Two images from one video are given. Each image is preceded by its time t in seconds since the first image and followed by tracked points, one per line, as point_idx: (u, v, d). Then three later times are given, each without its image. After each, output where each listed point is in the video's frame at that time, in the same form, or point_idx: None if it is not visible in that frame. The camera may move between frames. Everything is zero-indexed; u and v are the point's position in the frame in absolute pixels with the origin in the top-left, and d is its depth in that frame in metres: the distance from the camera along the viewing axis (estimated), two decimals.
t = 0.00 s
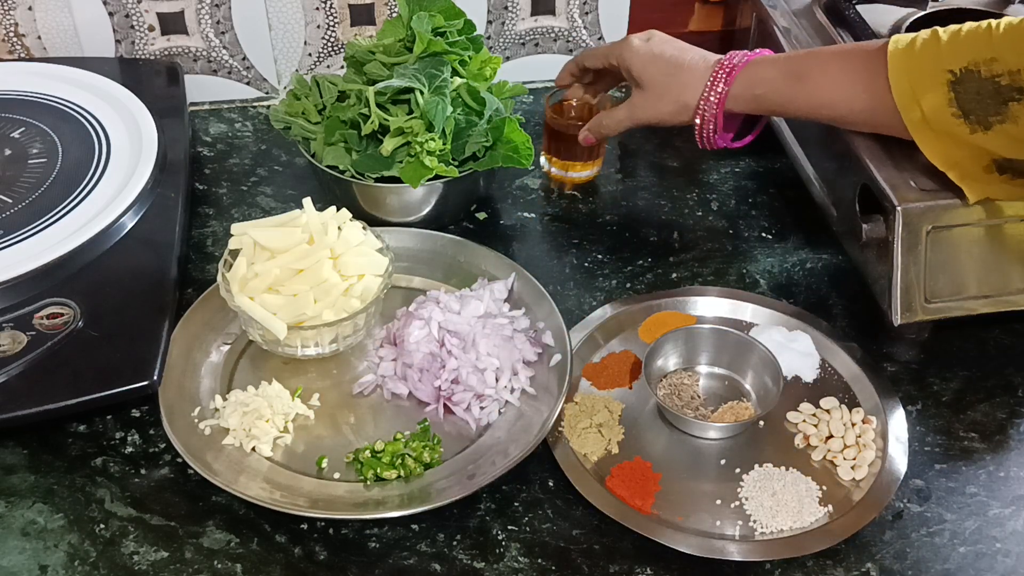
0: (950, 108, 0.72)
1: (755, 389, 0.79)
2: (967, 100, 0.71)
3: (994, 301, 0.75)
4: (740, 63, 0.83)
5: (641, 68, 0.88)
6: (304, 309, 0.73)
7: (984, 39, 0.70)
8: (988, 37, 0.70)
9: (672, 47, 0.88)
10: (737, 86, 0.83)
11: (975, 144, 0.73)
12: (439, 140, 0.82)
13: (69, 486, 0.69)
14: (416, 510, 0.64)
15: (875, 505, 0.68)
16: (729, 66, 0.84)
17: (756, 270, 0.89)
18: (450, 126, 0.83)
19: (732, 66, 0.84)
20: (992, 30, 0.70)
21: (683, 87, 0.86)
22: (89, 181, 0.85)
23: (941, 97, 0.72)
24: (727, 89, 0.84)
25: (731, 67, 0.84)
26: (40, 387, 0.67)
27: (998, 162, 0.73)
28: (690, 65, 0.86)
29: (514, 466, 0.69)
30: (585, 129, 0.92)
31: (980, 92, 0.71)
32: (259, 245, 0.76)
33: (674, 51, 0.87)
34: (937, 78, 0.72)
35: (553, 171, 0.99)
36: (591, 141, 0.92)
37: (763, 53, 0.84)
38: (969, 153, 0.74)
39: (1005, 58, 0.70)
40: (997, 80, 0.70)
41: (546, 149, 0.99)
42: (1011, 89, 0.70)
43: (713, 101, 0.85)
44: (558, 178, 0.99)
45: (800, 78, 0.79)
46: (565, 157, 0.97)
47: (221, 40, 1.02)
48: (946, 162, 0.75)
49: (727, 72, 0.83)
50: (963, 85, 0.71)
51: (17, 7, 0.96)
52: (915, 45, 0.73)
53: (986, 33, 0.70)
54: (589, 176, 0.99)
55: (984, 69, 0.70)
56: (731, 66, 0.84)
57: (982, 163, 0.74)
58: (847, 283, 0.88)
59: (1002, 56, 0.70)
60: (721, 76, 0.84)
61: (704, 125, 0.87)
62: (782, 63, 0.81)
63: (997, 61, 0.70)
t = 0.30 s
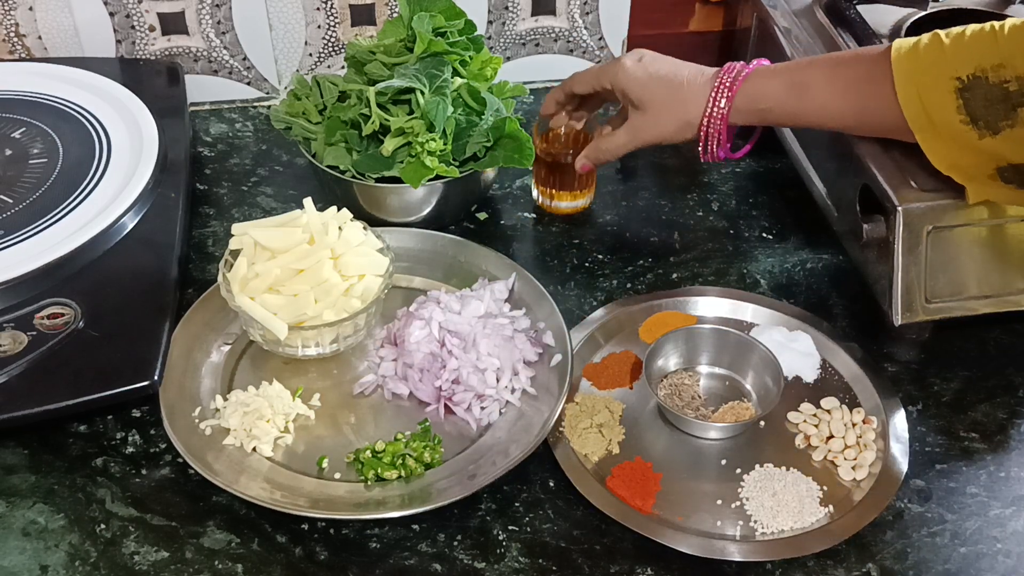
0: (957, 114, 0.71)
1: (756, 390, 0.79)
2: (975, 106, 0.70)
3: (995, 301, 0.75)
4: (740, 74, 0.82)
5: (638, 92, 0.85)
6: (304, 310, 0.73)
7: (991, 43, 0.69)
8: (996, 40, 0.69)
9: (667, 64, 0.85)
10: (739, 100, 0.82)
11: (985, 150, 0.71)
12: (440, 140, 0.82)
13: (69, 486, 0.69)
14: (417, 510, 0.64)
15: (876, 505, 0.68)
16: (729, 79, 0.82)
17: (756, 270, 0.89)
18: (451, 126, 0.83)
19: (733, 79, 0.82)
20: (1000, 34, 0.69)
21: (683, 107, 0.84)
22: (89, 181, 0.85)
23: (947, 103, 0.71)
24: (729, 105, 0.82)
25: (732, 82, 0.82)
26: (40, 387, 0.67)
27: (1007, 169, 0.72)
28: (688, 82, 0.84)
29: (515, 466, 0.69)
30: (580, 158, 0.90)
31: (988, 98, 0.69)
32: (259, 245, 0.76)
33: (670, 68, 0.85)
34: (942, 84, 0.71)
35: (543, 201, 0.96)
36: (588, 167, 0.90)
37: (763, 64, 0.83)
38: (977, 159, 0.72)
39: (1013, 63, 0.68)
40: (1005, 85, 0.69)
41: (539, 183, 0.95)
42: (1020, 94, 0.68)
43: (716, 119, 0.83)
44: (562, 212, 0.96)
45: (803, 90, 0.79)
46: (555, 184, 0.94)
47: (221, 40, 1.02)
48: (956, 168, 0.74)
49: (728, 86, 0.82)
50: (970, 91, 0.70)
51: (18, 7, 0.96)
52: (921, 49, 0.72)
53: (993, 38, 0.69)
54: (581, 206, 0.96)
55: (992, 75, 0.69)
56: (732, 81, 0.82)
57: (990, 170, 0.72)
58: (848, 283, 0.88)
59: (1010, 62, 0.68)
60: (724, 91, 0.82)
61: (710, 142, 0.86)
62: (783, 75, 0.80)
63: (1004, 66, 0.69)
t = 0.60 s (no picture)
0: (956, 120, 0.71)
1: (755, 390, 0.79)
2: (974, 113, 0.70)
3: (993, 300, 0.75)
4: (737, 86, 0.82)
5: (636, 110, 0.85)
6: (304, 309, 0.73)
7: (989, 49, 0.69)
8: (992, 45, 0.69)
9: (662, 80, 0.86)
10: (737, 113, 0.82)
11: (985, 153, 0.72)
12: (439, 140, 0.82)
13: (69, 485, 0.69)
14: (416, 510, 0.64)
15: (874, 505, 0.68)
16: (727, 92, 0.82)
17: (755, 270, 0.89)
18: (450, 126, 0.83)
19: (730, 92, 0.82)
20: (996, 39, 0.69)
21: (682, 122, 0.84)
22: (88, 181, 0.85)
23: (945, 109, 0.71)
24: (727, 118, 0.83)
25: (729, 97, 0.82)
26: (39, 386, 0.67)
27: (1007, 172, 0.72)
28: (685, 98, 0.84)
29: (514, 466, 0.69)
30: (580, 176, 0.88)
31: (987, 104, 0.70)
32: (258, 245, 0.76)
33: (666, 84, 0.85)
34: (940, 90, 0.71)
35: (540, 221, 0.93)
36: (588, 187, 0.88)
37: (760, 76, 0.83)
38: (976, 162, 0.73)
39: (1011, 70, 0.68)
40: (1003, 91, 0.69)
41: (536, 205, 0.93)
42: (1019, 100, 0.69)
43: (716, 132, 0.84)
44: (563, 233, 0.93)
45: (802, 101, 0.79)
46: (551, 207, 0.92)
47: (221, 40, 1.02)
48: (958, 171, 0.74)
49: (726, 99, 0.82)
50: (968, 97, 0.70)
51: (17, 7, 0.97)
52: (917, 55, 0.72)
53: (990, 44, 0.69)
54: (581, 226, 0.93)
55: (990, 82, 0.69)
56: (730, 95, 0.82)
57: (990, 173, 0.73)
58: (847, 283, 0.88)
59: (1008, 68, 0.68)
60: (722, 105, 0.82)
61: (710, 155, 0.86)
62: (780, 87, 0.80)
63: (1002, 73, 0.69)
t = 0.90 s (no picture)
0: (973, 116, 0.69)
1: (754, 390, 0.79)
2: (991, 108, 0.68)
3: (991, 301, 0.75)
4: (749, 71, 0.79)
5: (644, 101, 0.84)
6: (302, 310, 0.73)
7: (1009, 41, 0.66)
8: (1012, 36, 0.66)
9: (669, 69, 0.84)
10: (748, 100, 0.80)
11: (997, 150, 0.70)
12: (438, 140, 0.82)
13: (67, 486, 0.69)
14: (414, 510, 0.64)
15: (872, 505, 0.68)
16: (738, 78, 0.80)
17: (754, 270, 0.90)
18: (449, 126, 0.83)
19: (741, 79, 0.80)
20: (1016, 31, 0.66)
21: (690, 113, 0.82)
22: (87, 181, 0.85)
23: (962, 103, 0.69)
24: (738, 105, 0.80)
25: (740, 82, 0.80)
26: (38, 387, 0.67)
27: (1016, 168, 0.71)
28: (695, 86, 0.82)
29: (512, 466, 0.69)
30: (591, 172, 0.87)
31: (1005, 100, 0.67)
32: (257, 246, 0.76)
33: (674, 74, 0.83)
34: (958, 84, 0.68)
35: (539, 221, 0.93)
36: (601, 184, 0.87)
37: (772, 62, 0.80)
38: (988, 157, 0.71)
39: None
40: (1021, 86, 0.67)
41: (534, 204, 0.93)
42: None
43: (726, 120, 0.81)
44: (562, 234, 0.93)
45: (816, 92, 0.76)
46: (549, 207, 0.92)
47: (220, 40, 1.02)
48: (967, 166, 0.72)
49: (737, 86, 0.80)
50: (986, 92, 0.68)
51: (16, 7, 0.97)
52: (935, 45, 0.69)
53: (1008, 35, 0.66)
54: (579, 226, 0.93)
55: (1009, 76, 0.67)
56: (741, 81, 0.79)
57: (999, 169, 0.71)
58: (846, 284, 0.88)
59: None
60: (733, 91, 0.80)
61: (718, 145, 0.84)
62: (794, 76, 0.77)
63: (1022, 66, 0.66)
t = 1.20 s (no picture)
0: None
1: (754, 390, 0.79)
2: None
3: (989, 301, 0.76)
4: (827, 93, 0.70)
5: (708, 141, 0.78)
6: (303, 310, 0.73)
7: None
8: None
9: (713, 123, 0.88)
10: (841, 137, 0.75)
11: None
12: (438, 140, 0.82)
13: (67, 486, 0.69)
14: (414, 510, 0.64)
15: (871, 505, 0.68)
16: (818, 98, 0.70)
17: (754, 270, 0.90)
18: (449, 127, 0.83)
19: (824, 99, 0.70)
20: None
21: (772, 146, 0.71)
22: (88, 181, 0.85)
23: None
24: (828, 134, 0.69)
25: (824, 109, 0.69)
26: (38, 386, 0.67)
27: None
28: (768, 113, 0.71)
29: (512, 466, 0.70)
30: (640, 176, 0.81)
31: None
32: (257, 246, 0.76)
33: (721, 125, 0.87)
34: None
35: (539, 222, 0.93)
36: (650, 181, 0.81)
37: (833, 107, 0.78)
38: None
39: None
40: None
41: (534, 205, 0.93)
42: None
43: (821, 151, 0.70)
44: (561, 235, 0.93)
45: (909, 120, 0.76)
46: (549, 208, 0.92)
47: (220, 40, 1.02)
48: None
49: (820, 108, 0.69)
50: None
51: (17, 7, 0.97)
52: None
53: None
54: (579, 227, 0.93)
55: None
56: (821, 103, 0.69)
57: None
58: (845, 284, 0.88)
59: None
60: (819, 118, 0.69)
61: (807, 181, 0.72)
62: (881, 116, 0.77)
63: None
